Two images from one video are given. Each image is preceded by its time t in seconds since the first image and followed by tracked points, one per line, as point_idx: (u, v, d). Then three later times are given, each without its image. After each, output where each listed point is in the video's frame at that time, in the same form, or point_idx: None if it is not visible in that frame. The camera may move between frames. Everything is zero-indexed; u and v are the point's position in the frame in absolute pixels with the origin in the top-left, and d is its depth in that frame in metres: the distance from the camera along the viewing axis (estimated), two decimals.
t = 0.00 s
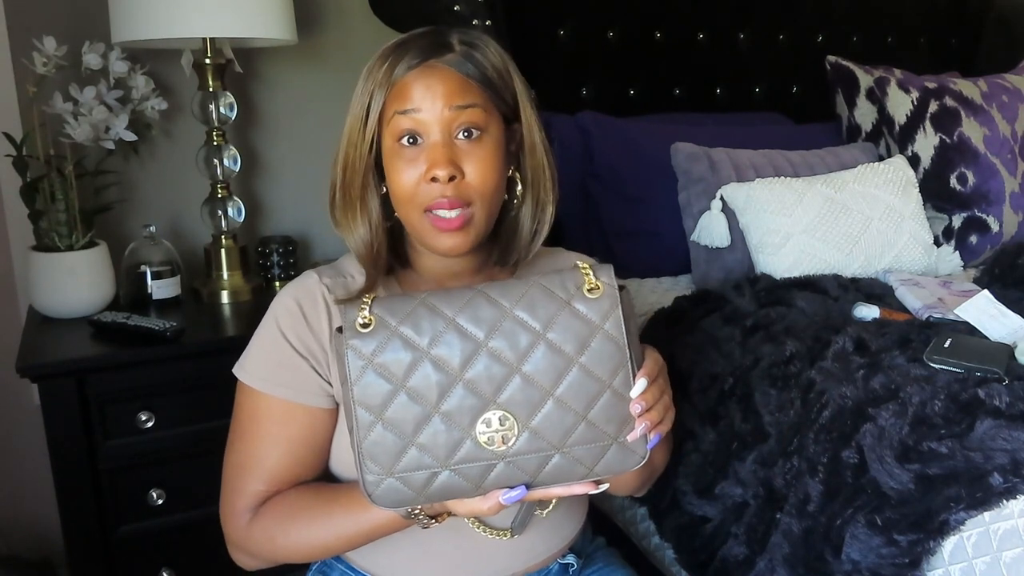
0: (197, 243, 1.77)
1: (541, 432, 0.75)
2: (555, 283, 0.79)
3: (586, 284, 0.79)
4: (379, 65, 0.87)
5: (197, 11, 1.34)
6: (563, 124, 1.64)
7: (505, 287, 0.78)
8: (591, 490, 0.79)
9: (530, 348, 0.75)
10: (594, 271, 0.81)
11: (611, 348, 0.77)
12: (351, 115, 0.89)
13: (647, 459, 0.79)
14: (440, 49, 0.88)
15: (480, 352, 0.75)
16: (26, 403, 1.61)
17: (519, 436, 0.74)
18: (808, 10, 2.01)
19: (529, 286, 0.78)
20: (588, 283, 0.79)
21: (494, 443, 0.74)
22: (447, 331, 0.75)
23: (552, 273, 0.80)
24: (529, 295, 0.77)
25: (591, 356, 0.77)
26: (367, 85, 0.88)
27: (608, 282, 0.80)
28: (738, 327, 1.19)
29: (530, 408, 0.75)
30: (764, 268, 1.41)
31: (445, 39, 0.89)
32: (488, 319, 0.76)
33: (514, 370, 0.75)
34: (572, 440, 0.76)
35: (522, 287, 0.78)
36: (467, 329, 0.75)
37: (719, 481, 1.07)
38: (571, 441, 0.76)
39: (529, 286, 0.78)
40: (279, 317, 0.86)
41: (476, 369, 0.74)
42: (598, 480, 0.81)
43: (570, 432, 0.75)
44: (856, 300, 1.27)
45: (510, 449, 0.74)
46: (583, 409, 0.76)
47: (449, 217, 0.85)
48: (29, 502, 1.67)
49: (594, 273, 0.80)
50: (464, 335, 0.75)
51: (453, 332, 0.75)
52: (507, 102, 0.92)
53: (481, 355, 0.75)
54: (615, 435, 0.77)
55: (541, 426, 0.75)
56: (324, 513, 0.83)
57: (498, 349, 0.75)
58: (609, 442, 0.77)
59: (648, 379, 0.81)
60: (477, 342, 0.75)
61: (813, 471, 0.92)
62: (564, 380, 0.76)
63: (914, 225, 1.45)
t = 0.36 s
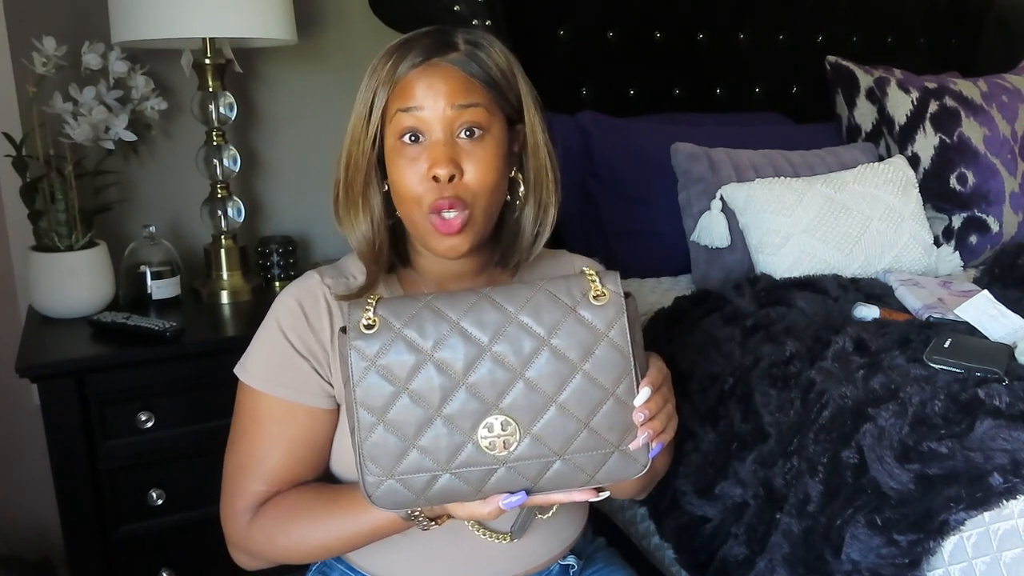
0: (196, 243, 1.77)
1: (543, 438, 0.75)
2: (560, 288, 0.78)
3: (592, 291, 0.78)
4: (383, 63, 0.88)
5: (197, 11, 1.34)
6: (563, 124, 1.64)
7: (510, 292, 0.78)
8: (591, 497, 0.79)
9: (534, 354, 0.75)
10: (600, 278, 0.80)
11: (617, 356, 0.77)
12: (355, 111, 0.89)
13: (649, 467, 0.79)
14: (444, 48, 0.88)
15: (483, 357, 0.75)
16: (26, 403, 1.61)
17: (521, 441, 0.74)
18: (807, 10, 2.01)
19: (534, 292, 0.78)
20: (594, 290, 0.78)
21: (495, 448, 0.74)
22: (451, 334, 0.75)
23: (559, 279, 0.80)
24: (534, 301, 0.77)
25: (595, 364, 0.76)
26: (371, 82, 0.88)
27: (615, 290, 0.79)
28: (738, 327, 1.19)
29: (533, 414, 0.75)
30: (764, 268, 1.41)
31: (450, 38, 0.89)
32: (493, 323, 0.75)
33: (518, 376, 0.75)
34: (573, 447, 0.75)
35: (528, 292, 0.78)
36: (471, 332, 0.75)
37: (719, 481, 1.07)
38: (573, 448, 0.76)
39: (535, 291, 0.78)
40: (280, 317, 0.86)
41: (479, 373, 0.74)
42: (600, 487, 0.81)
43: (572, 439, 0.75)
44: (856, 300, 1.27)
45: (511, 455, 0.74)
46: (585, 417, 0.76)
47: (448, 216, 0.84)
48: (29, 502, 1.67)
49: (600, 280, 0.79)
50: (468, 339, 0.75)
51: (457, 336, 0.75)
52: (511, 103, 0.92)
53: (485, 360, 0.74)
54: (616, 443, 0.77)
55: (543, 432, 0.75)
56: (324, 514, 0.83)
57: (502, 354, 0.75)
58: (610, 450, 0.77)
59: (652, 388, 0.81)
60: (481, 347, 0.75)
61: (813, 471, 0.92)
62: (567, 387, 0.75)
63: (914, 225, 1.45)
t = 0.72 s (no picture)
0: (196, 244, 1.77)
1: (538, 441, 0.75)
2: (557, 289, 0.78)
3: (589, 293, 0.78)
4: (386, 58, 0.87)
5: (197, 11, 1.34)
6: (562, 124, 1.64)
7: (507, 294, 0.77)
8: (587, 501, 0.79)
9: (529, 356, 0.75)
10: (597, 279, 0.80)
11: (612, 358, 0.77)
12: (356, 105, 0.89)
13: (645, 471, 0.78)
14: (448, 47, 0.88)
15: (479, 358, 0.75)
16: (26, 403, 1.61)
17: (515, 443, 0.74)
18: (807, 11, 2.01)
19: (530, 293, 0.78)
20: (590, 292, 0.78)
21: (490, 450, 0.74)
22: (447, 335, 0.75)
23: (555, 281, 0.79)
24: (529, 302, 0.77)
25: (590, 366, 0.76)
26: (373, 79, 0.88)
27: (611, 292, 0.78)
28: (738, 327, 1.19)
29: (527, 415, 0.75)
30: (764, 268, 1.41)
31: (454, 36, 0.89)
32: (488, 325, 0.75)
33: (513, 377, 0.75)
34: (568, 449, 0.75)
35: (524, 294, 0.78)
36: (467, 333, 0.75)
37: (719, 481, 1.07)
38: (568, 451, 0.75)
39: (531, 292, 0.78)
40: (275, 321, 0.86)
41: (475, 374, 0.74)
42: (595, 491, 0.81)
43: (567, 442, 0.75)
44: (856, 300, 1.27)
45: (506, 457, 0.74)
46: (581, 419, 0.76)
47: (448, 215, 0.84)
48: (29, 502, 1.67)
49: (597, 282, 0.79)
50: (463, 340, 0.75)
51: (453, 337, 0.75)
52: (511, 104, 0.92)
53: (480, 361, 0.74)
54: (612, 446, 0.77)
55: (537, 434, 0.75)
56: (321, 517, 0.83)
57: (497, 356, 0.75)
58: (606, 454, 0.77)
59: (648, 391, 0.80)
60: (476, 348, 0.75)
61: (813, 471, 0.92)
62: (562, 389, 0.75)
63: (914, 226, 1.45)
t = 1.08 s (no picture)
0: (197, 244, 1.77)
1: (516, 443, 0.75)
2: (533, 291, 0.79)
3: (565, 293, 0.79)
4: (363, 57, 0.88)
5: (198, 11, 1.34)
6: (563, 125, 1.65)
7: (483, 296, 0.78)
8: (568, 504, 0.79)
9: (505, 358, 0.75)
10: (574, 280, 0.80)
11: (589, 358, 0.77)
12: (333, 102, 0.89)
13: (625, 472, 0.79)
14: (426, 46, 0.89)
15: (455, 360, 0.75)
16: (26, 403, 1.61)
17: (494, 446, 0.74)
18: (807, 11, 2.01)
19: (506, 295, 0.78)
20: (566, 292, 0.79)
21: (467, 453, 0.74)
22: (423, 338, 0.75)
23: (532, 282, 0.80)
24: (505, 304, 0.77)
25: (567, 366, 0.76)
26: (350, 77, 0.88)
27: (587, 291, 0.79)
28: (738, 327, 1.19)
29: (504, 418, 0.75)
30: (764, 269, 1.41)
31: (432, 36, 0.90)
32: (464, 327, 0.76)
33: (489, 379, 0.75)
34: (547, 452, 0.75)
35: (500, 296, 0.78)
36: (443, 336, 0.75)
37: (719, 481, 1.07)
38: (547, 453, 0.76)
39: (507, 294, 0.78)
40: (253, 338, 0.86)
41: (452, 376, 0.74)
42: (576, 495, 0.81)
43: (546, 443, 0.75)
44: (856, 300, 1.27)
45: (484, 460, 0.74)
46: (558, 421, 0.76)
47: (426, 213, 0.84)
48: (30, 502, 1.67)
49: (573, 282, 0.80)
50: (440, 343, 0.75)
51: (429, 340, 0.75)
52: (488, 104, 0.93)
53: (457, 363, 0.75)
54: (591, 447, 0.77)
55: (516, 437, 0.75)
56: (307, 530, 0.84)
57: (474, 358, 0.75)
58: (585, 455, 0.77)
59: (627, 392, 0.81)
60: (453, 350, 0.75)
61: (813, 471, 0.92)
62: (540, 390, 0.75)
63: (914, 226, 1.45)
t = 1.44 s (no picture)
0: (196, 244, 1.77)
1: (475, 450, 0.75)
2: (499, 298, 0.79)
3: (531, 302, 0.78)
4: (326, 61, 0.87)
5: (197, 11, 1.34)
6: (563, 125, 1.67)
7: (449, 301, 0.78)
8: (526, 518, 0.80)
9: (467, 365, 0.76)
10: (541, 289, 0.80)
11: (551, 369, 0.77)
12: (297, 109, 0.88)
13: (586, 489, 0.79)
14: (390, 47, 0.89)
15: (418, 365, 0.75)
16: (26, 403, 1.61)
17: (452, 453, 0.75)
18: (807, 11, 2.01)
19: (472, 300, 0.78)
20: (533, 302, 0.78)
21: (425, 460, 0.75)
22: (386, 340, 0.76)
23: (498, 290, 0.80)
24: (470, 309, 0.77)
25: (530, 377, 0.76)
26: (314, 82, 0.87)
27: (554, 301, 0.79)
28: (738, 327, 1.18)
29: (464, 425, 0.75)
30: (764, 269, 1.41)
31: (394, 37, 0.90)
32: (429, 332, 0.76)
33: (451, 386, 0.75)
34: (505, 462, 0.76)
35: (464, 302, 0.78)
36: (406, 340, 0.76)
37: (719, 481, 1.07)
38: (506, 463, 0.76)
39: (471, 301, 0.78)
40: (217, 350, 0.87)
41: (413, 381, 0.75)
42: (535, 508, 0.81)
43: (504, 454, 0.76)
44: (856, 300, 1.27)
45: (441, 467, 0.75)
46: (519, 431, 0.76)
47: (404, 217, 0.85)
48: (30, 502, 1.67)
49: (540, 291, 0.79)
50: (403, 346, 0.76)
51: (392, 342, 0.76)
52: (452, 103, 0.94)
53: (419, 368, 0.75)
54: (551, 461, 0.77)
55: (474, 444, 0.75)
56: (275, 541, 0.85)
57: (436, 363, 0.75)
58: (545, 468, 0.77)
59: (592, 407, 0.80)
60: (415, 355, 0.76)
61: (813, 471, 0.93)
62: (501, 399, 0.76)
63: (914, 226, 1.45)
